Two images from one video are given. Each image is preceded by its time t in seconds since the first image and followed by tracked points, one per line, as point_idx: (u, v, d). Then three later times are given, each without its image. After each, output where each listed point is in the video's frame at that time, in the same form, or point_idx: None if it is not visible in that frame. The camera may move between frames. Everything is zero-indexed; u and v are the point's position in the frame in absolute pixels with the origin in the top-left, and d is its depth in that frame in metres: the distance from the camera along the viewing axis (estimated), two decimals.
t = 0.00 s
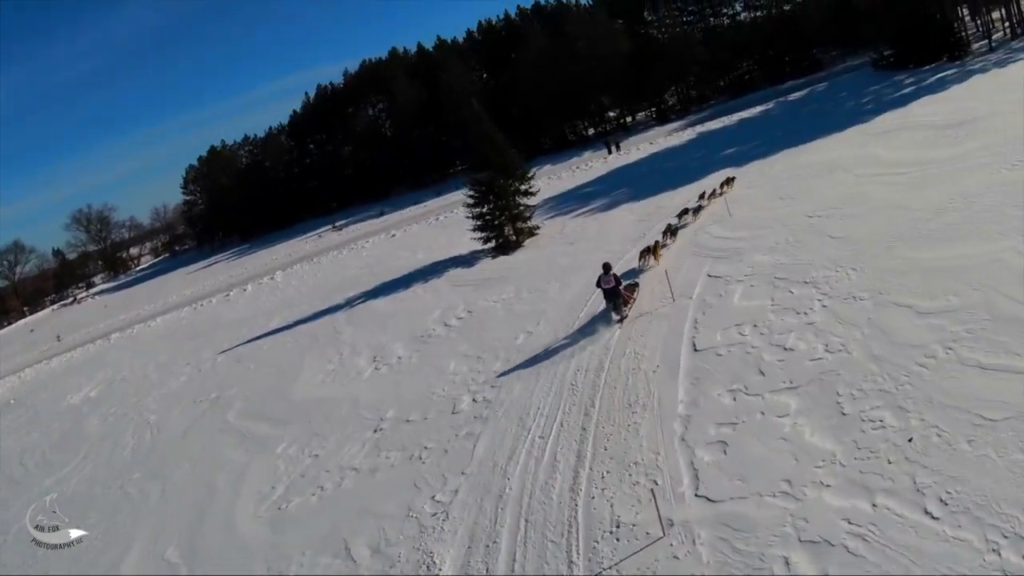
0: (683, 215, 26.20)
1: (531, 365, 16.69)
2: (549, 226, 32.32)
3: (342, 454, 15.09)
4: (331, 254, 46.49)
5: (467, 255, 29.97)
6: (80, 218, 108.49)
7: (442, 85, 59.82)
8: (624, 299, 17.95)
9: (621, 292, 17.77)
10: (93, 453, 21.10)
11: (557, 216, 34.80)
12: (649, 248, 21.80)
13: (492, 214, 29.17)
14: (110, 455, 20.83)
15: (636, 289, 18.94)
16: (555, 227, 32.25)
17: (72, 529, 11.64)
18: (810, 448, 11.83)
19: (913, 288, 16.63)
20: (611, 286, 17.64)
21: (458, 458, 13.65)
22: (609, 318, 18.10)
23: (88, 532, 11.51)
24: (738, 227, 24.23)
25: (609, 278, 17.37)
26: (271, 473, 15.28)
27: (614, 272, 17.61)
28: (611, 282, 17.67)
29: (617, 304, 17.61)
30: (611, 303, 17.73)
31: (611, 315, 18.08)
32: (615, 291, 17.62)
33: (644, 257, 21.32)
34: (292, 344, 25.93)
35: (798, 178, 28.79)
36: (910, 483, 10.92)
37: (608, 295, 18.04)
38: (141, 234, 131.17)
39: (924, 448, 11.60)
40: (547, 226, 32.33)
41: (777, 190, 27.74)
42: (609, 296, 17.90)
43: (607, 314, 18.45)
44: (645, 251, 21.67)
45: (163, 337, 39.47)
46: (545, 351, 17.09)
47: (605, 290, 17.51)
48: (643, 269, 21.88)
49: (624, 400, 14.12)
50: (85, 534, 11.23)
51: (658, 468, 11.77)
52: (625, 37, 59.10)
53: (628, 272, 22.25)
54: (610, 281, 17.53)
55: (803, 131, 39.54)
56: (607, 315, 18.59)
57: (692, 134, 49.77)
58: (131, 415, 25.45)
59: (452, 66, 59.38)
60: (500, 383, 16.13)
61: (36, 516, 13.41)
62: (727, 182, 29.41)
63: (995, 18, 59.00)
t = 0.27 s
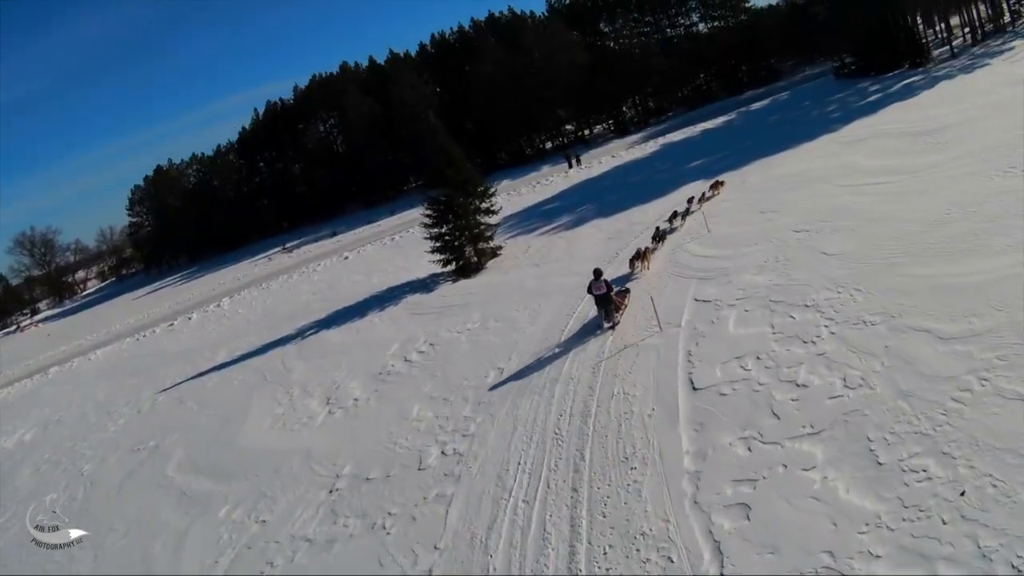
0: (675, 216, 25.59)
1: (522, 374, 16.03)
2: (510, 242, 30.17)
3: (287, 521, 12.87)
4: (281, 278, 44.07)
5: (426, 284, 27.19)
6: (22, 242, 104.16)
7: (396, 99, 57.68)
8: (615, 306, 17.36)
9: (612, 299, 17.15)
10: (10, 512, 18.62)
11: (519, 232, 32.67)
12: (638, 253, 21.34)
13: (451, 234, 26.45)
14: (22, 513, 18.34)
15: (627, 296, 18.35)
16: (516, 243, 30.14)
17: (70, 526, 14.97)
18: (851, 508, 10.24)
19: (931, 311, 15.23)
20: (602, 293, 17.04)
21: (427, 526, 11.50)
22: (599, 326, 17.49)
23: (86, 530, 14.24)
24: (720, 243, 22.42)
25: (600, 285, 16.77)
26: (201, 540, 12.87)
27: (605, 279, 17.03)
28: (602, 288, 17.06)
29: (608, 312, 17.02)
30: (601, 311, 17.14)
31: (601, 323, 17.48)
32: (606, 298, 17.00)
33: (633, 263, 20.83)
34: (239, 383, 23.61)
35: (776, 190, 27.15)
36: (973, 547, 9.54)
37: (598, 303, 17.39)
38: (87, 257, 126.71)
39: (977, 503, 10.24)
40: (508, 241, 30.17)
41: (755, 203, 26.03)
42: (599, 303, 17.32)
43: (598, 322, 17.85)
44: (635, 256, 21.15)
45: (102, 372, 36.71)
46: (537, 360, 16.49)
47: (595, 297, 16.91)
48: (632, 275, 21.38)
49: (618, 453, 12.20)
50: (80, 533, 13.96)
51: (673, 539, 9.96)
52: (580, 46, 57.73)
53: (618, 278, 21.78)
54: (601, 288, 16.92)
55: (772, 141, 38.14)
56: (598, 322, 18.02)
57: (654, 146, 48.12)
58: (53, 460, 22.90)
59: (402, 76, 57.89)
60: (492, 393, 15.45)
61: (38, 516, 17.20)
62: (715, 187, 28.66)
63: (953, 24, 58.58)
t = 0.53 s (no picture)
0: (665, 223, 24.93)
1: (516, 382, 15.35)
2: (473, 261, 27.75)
3: None
4: (231, 302, 41.62)
5: (382, 310, 24.80)
6: None
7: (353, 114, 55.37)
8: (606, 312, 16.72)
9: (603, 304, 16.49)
10: None
11: (479, 247, 30.29)
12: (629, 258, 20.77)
13: (411, 256, 24.24)
14: None
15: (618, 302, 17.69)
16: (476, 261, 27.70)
17: (69, 526, 15.44)
18: None
19: (957, 345, 13.63)
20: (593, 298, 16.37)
21: None
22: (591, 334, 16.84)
23: (84, 530, 15.02)
24: (705, 263, 20.55)
25: (591, 291, 16.10)
26: None
27: (596, 284, 16.37)
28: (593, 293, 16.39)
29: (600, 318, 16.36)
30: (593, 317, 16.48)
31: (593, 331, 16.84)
32: (598, 304, 16.32)
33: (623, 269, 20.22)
34: (178, 425, 21.31)
35: (758, 205, 25.42)
36: None
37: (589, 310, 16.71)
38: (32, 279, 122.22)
39: None
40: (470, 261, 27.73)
41: (738, 219, 24.28)
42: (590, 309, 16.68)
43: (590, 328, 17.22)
44: (627, 261, 20.50)
45: (33, 407, 33.98)
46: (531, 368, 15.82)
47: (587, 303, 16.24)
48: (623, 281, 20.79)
49: (621, 520, 10.34)
50: (81, 533, 14.84)
51: None
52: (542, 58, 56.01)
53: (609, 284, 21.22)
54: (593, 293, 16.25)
55: (743, 152, 36.67)
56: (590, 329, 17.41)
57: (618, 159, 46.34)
58: None
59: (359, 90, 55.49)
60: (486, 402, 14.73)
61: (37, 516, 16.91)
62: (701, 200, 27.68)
63: (916, 33, 57.81)
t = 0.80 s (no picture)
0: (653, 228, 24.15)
1: (511, 389, 14.72)
2: (434, 283, 25.44)
3: None
4: (177, 328, 39.07)
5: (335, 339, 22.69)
6: None
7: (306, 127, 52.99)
8: (596, 317, 16.13)
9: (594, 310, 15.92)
10: None
11: (438, 263, 27.99)
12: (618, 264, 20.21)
13: (368, 281, 22.16)
14: None
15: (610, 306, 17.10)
16: (436, 285, 25.33)
17: (69, 526, 13.99)
18: None
19: (991, 383, 12.07)
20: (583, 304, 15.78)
21: None
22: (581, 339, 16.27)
23: (84, 530, 13.61)
24: (689, 283, 18.75)
25: (581, 298, 15.49)
26: None
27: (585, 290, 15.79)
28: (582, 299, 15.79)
29: (590, 324, 15.81)
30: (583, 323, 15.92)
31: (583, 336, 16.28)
32: (588, 311, 15.82)
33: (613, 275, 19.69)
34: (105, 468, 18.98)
35: (740, 220, 23.73)
36: None
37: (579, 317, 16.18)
38: None
39: None
40: (432, 284, 25.37)
41: (720, 237, 22.56)
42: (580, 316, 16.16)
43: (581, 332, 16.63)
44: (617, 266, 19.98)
45: None
46: (524, 376, 15.20)
47: (577, 310, 15.73)
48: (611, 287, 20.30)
49: None
50: (81, 534, 13.33)
51: None
52: (501, 69, 54.30)
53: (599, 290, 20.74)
54: (583, 299, 15.65)
55: (715, 164, 35.22)
56: (582, 334, 16.83)
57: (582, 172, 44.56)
58: None
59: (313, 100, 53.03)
60: (484, 412, 14.07)
61: (41, 515, 15.38)
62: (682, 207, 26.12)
63: (879, 42, 57.15)
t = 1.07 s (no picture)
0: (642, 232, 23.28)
1: (501, 400, 14.05)
2: (392, 309, 23.26)
3: None
4: (118, 360, 36.44)
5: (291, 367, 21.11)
6: None
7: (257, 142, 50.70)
8: (585, 323, 15.47)
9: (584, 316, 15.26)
10: None
11: (397, 286, 25.79)
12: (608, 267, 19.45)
13: (320, 310, 20.25)
14: None
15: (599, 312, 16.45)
16: (394, 311, 23.14)
17: (69, 526, 14.20)
18: None
19: None
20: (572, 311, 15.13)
21: None
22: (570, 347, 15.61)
23: (84, 531, 13.83)
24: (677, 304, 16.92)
25: (570, 304, 14.87)
26: None
27: (575, 296, 15.16)
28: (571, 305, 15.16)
29: (580, 331, 15.18)
30: (572, 331, 15.27)
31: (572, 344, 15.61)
32: (579, 317, 15.16)
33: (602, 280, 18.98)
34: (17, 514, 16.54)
35: (722, 234, 22.05)
36: None
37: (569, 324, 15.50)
38: None
39: None
40: (390, 310, 23.18)
41: (704, 253, 20.80)
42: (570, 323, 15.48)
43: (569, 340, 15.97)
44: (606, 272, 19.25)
45: None
46: (512, 388, 14.44)
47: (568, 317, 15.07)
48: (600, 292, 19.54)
49: None
50: (81, 533, 13.62)
51: None
52: (458, 81, 52.51)
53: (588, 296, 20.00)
54: (572, 305, 15.02)
55: (685, 175, 33.72)
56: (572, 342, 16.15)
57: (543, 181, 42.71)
58: None
59: (264, 115, 50.86)
60: (474, 423, 13.41)
61: (37, 515, 15.39)
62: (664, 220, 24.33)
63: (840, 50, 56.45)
